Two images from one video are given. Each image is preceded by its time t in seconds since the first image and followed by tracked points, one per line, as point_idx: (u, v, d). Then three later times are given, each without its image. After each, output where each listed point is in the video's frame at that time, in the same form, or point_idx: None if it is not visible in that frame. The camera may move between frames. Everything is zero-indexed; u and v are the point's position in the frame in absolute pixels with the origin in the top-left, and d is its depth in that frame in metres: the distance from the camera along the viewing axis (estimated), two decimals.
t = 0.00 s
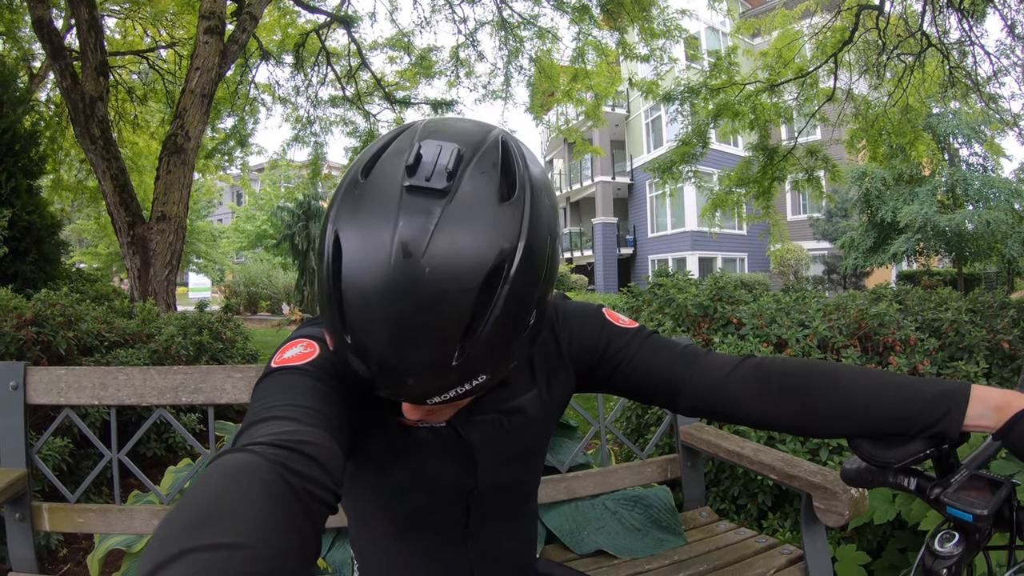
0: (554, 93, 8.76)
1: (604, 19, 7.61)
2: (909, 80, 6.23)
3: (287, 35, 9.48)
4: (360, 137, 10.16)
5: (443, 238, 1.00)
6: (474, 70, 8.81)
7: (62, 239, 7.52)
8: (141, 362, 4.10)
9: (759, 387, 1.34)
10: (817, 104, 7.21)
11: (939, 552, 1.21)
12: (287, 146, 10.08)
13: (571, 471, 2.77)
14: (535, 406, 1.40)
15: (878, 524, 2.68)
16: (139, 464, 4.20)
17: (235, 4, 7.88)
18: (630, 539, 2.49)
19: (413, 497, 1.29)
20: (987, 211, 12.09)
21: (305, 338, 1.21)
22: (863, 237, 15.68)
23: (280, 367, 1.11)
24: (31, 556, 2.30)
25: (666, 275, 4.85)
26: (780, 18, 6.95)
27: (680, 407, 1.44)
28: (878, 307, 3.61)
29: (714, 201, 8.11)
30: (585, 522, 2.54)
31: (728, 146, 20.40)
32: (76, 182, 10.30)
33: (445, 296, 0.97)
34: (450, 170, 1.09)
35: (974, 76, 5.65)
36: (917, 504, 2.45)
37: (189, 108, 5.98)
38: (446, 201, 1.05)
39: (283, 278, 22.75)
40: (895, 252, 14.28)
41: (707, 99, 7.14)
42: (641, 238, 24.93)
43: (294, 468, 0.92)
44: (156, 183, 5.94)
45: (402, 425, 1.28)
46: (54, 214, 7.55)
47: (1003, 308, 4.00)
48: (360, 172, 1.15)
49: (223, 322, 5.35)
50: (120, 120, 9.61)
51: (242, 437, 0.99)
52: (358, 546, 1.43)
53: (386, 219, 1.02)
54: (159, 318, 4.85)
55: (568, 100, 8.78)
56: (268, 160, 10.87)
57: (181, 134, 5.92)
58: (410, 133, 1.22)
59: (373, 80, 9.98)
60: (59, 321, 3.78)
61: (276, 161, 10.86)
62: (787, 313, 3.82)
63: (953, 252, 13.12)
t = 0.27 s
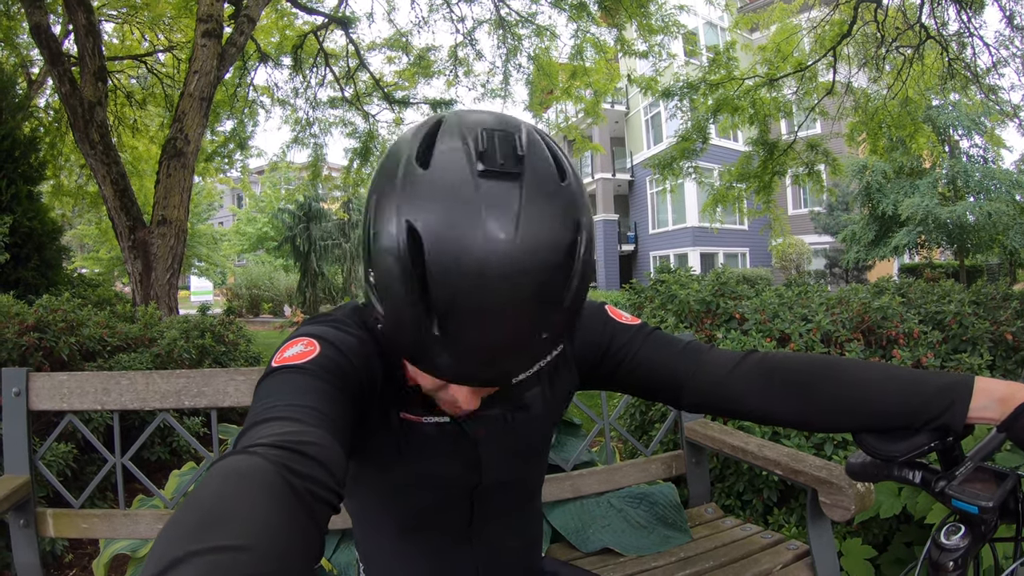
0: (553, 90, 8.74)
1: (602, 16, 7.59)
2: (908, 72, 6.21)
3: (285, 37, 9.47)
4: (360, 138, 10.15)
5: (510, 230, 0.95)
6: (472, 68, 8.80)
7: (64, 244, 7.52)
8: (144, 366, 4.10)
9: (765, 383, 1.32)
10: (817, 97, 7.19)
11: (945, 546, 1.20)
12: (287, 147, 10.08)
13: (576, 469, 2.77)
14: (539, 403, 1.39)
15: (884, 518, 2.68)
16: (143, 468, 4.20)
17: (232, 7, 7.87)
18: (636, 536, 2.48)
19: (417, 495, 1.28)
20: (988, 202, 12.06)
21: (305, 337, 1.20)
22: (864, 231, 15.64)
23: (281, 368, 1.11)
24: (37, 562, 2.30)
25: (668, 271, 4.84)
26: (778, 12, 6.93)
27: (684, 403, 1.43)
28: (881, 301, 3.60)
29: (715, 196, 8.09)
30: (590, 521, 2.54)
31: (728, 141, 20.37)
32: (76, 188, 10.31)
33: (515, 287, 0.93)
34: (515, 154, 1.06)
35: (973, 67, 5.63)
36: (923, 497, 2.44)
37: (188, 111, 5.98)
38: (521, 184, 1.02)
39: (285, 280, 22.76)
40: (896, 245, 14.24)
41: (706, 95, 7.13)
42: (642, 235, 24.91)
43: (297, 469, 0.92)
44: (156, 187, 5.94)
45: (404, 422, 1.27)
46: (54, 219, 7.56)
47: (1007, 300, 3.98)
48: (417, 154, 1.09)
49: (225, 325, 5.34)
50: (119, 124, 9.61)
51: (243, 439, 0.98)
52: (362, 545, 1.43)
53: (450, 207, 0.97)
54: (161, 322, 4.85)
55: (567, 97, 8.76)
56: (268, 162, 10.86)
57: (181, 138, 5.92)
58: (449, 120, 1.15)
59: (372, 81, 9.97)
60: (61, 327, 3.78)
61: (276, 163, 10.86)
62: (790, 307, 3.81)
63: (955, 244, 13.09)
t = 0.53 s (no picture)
0: (552, 88, 8.73)
1: (600, 13, 7.59)
2: (907, 64, 6.19)
3: (283, 38, 9.47)
4: (359, 138, 10.14)
5: (579, 227, 0.94)
6: (471, 67, 8.78)
7: (65, 249, 7.53)
8: (146, 368, 4.11)
9: (764, 378, 1.33)
10: (816, 91, 7.17)
11: (946, 535, 1.20)
12: (286, 149, 10.08)
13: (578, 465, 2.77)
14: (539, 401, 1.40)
15: (887, 510, 2.67)
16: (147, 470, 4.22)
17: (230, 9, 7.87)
18: (638, 532, 2.48)
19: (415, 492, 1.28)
20: (989, 193, 12.03)
21: (306, 333, 1.21)
22: (865, 224, 15.62)
23: (283, 363, 1.11)
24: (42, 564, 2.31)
25: (669, 266, 4.84)
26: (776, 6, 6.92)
27: (684, 401, 1.43)
28: (882, 293, 3.59)
29: (716, 191, 8.07)
30: (592, 516, 2.53)
31: (727, 136, 20.33)
32: (76, 192, 10.33)
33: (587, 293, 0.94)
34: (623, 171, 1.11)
35: (972, 58, 5.61)
36: (926, 489, 2.44)
37: (187, 114, 5.98)
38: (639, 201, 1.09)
39: (286, 281, 22.79)
40: (898, 237, 14.21)
41: (705, 90, 7.11)
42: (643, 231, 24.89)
43: (296, 462, 0.92)
44: (156, 191, 5.95)
45: (403, 420, 1.26)
46: (55, 224, 7.58)
47: (1008, 290, 3.98)
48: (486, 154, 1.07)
49: (227, 327, 5.36)
50: (119, 128, 9.62)
51: (243, 432, 0.98)
52: (359, 543, 1.43)
53: (520, 211, 0.97)
54: (163, 325, 4.86)
55: (566, 94, 8.75)
56: (268, 164, 10.86)
57: (180, 141, 5.92)
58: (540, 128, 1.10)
59: (370, 81, 9.96)
60: (62, 331, 3.79)
61: (276, 164, 10.86)
62: (790, 300, 3.80)
63: (956, 236, 13.07)
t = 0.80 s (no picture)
0: (549, 86, 8.72)
1: (597, 11, 7.59)
2: (905, 58, 6.18)
3: (280, 40, 9.47)
4: (358, 139, 10.14)
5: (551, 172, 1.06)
6: (468, 67, 8.78)
7: (65, 254, 7.54)
8: (147, 372, 4.12)
9: (764, 373, 1.33)
10: (814, 85, 7.16)
11: (948, 526, 1.21)
12: (285, 151, 10.09)
13: (579, 462, 2.77)
14: (542, 399, 1.41)
15: (889, 504, 2.68)
16: (149, 474, 4.23)
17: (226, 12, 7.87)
18: (639, 528, 2.48)
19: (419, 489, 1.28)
20: (988, 186, 12.02)
21: (314, 329, 1.22)
22: (865, 218, 15.60)
23: (290, 358, 1.12)
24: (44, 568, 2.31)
25: (668, 263, 4.84)
26: (773, 2, 6.92)
27: (684, 396, 1.44)
28: (881, 287, 3.59)
29: (715, 187, 8.06)
30: (594, 513, 2.53)
31: (726, 132, 20.32)
32: (76, 198, 10.34)
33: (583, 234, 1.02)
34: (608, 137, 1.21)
35: (970, 51, 5.60)
36: (927, 482, 2.43)
37: (185, 118, 5.98)
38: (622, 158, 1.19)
39: (287, 283, 22.80)
40: (898, 231, 14.20)
41: (703, 86, 7.10)
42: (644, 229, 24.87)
43: (301, 458, 0.92)
44: (155, 195, 5.96)
45: (408, 417, 1.27)
46: (55, 230, 7.59)
47: (1008, 282, 3.97)
48: (468, 141, 1.20)
49: (228, 330, 5.36)
50: (117, 133, 9.62)
51: (250, 427, 0.99)
52: (363, 542, 1.43)
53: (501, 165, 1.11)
54: (164, 329, 4.86)
55: (564, 93, 8.74)
56: (267, 167, 10.87)
57: (179, 144, 5.93)
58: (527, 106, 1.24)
59: (368, 82, 9.96)
60: (64, 336, 3.80)
61: (275, 167, 10.86)
62: (790, 295, 3.80)
63: (956, 229, 13.07)
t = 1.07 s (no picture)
0: (549, 88, 8.72)
1: (596, 12, 7.59)
2: (903, 58, 6.19)
3: (279, 42, 9.47)
4: (357, 141, 10.15)
5: (439, 111, 1.43)
6: (468, 68, 8.78)
7: (64, 256, 7.54)
8: (147, 373, 4.12)
9: (763, 373, 1.34)
10: (813, 87, 7.17)
11: (947, 527, 1.21)
12: (284, 152, 10.08)
13: (578, 463, 2.78)
14: (544, 398, 1.42)
15: (887, 504, 2.68)
16: (148, 476, 4.22)
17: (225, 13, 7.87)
18: (638, 528, 2.49)
19: (420, 490, 1.29)
20: (988, 187, 12.04)
21: (317, 331, 1.23)
22: (864, 219, 15.60)
23: (292, 359, 1.13)
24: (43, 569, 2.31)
25: (667, 264, 4.84)
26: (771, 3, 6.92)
27: (682, 395, 1.45)
28: (880, 287, 3.60)
29: (714, 188, 8.06)
30: (593, 514, 2.54)
31: (725, 134, 20.35)
32: (75, 199, 10.34)
33: (491, 131, 1.35)
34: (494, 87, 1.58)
35: (968, 52, 5.61)
36: (925, 481, 2.44)
37: (185, 119, 5.99)
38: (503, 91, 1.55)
39: (286, 285, 22.78)
40: (897, 232, 14.20)
41: (702, 87, 7.10)
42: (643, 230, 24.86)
43: (303, 459, 0.93)
44: (155, 196, 5.96)
45: (410, 418, 1.28)
46: (54, 231, 7.59)
47: (1006, 283, 3.97)
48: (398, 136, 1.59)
49: (227, 331, 5.35)
50: (116, 134, 9.63)
51: (252, 428, 1.00)
52: (365, 543, 1.43)
53: (410, 129, 1.47)
54: (163, 330, 4.86)
55: (563, 94, 8.74)
56: (266, 168, 10.87)
57: (178, 146, 5.93)
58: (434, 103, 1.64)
59: (368, 84, 9.96)
60: (64, 337, 3.80)
61: (274, 168, 10.86)
62: (789, 296, 3.81)
63: (956, 230, 13.08)
